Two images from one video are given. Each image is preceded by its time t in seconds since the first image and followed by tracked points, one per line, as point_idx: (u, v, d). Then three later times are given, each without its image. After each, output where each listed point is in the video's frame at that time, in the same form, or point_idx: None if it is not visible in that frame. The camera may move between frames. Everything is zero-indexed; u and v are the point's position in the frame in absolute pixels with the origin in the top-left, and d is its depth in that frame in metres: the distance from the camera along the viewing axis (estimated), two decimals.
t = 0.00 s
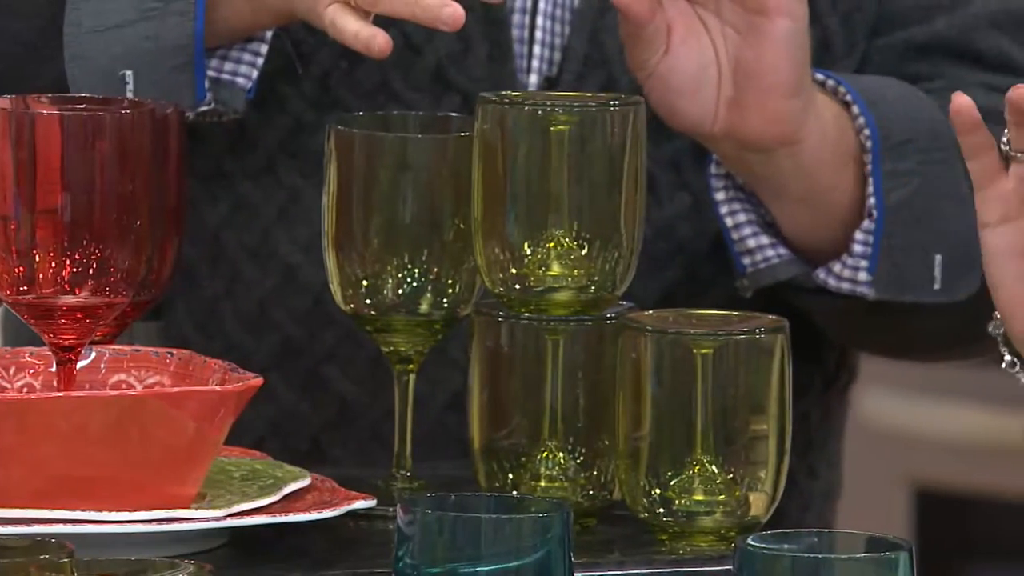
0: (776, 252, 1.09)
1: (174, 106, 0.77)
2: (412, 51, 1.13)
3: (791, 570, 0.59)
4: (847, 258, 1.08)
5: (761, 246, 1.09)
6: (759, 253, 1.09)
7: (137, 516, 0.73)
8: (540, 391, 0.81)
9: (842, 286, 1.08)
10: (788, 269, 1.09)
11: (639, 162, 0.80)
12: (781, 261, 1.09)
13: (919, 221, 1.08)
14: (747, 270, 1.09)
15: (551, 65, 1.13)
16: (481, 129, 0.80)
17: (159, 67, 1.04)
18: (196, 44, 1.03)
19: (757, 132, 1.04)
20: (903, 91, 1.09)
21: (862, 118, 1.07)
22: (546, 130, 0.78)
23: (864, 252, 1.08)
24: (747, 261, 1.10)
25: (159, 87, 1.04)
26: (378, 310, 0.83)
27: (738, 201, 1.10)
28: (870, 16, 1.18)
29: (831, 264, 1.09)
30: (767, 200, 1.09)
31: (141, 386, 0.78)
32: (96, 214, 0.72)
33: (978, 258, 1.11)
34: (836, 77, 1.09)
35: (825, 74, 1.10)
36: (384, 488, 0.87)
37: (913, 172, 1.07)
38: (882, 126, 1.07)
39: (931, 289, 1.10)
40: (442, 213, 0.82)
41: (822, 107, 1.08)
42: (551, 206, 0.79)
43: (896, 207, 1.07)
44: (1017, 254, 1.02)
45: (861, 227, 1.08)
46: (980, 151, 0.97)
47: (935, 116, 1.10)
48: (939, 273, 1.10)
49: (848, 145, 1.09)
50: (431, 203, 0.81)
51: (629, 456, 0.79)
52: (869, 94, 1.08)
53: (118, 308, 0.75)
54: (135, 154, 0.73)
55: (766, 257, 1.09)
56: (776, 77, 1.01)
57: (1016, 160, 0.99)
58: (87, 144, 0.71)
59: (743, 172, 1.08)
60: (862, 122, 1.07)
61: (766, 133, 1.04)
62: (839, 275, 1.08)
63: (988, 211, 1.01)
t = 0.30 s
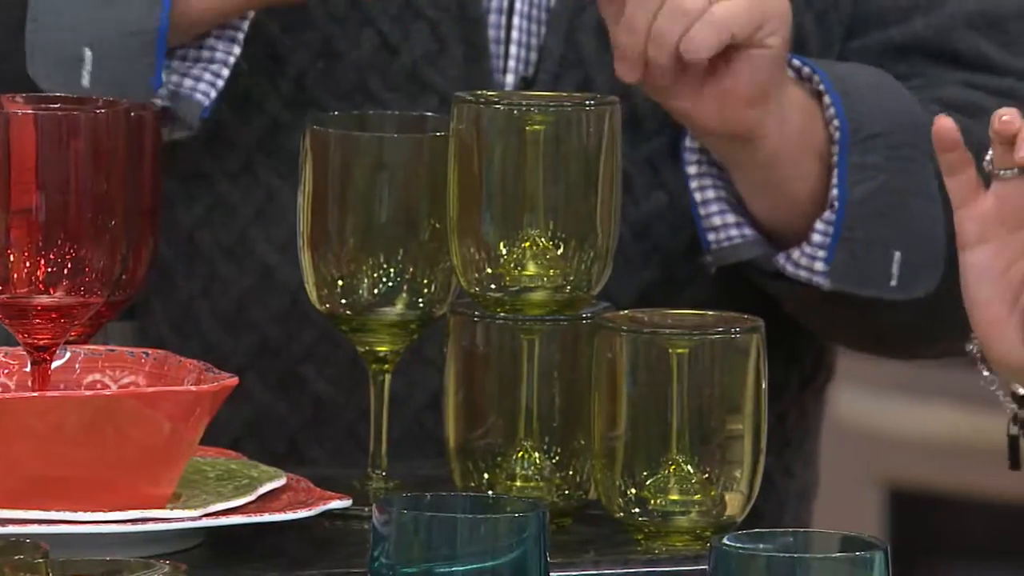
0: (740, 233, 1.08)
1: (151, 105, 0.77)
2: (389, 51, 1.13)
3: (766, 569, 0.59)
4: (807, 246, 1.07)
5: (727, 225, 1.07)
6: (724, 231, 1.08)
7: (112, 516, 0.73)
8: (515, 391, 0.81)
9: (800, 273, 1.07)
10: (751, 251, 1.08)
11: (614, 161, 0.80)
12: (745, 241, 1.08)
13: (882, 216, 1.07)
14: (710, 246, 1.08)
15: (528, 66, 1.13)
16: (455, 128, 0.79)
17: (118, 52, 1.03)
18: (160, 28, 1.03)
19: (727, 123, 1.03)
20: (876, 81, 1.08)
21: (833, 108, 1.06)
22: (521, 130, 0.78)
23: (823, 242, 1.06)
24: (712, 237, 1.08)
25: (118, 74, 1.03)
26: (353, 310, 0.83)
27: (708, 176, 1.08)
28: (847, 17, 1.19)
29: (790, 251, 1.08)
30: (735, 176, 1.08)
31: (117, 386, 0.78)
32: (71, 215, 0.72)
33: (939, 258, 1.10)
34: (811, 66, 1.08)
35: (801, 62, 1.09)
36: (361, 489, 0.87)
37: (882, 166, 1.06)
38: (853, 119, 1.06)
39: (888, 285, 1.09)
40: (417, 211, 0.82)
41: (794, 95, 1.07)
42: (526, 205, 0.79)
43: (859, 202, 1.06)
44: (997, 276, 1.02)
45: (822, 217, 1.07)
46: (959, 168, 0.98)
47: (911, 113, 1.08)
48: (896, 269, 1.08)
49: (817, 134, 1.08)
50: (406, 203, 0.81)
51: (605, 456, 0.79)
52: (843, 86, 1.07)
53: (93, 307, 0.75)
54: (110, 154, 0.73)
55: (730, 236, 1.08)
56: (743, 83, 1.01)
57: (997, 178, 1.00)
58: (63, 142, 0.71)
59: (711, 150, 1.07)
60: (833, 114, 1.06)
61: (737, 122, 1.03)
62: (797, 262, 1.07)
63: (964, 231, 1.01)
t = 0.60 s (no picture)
0: (695, 235, 1.09)
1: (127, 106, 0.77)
2: (362, 52, 1.13)
3: (740, 569, 0.59)
4: (758, 246, 1.07)
5: (682, 225, 1.09)
6: (679, 232, 1.08)
7: (86, 516, 0.73)
8: (490, 391, 0.81)
9: (753, 274, 1.07)
10: (706, 252, 1.08)
11: (588, 162, 0.80)
12: (699, 242, 1.08)
13: (832, 215, 1.07)
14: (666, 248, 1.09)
15: (504, 65, 1.13)
16: (428, 128, 0.79)
17: (95, 43, 1.03)
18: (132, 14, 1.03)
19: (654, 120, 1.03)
20: (836, 85, 1.09)
21: (781, 109, 1.06)
22: (495, 130, 0.78)
23: (773, 242, 1.07)
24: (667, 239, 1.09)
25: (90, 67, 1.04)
26: (327, 310, 0.83)
27: (666, 178, 1.09)
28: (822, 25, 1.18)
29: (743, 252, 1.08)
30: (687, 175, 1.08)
31: (91, 386, 0.78)
32: (43, 215, 0.72)
33: (893, 259, 1.10)
34: (763, 64, 1.08)
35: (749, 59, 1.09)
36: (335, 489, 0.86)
37: (831, 165, 1.07)
38: (801, 118, 1.07)
39: (840, 284, 1.09)
40: (391, 211, 0.82)
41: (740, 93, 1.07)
42: (500, 205, 0.79)
43: (809, 200, 1.07)
44: (946, 280, 0.96)
45: (772, 217, 1.07)
46: (908, 172, 0.93)
47: (860, 115, 1.09)
48: (850, 269, 1.09)
49: (765, 133, 1.08)
50: (379, 202, 0.81)
51: (580, 455, 0.79)
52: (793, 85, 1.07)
53: (66, 308, 0.75)
54: (82, 154, 0.72)
55: (685, 237, 1.08)
56: (676, 68, 1.00)
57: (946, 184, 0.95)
58: (34, 141, 0.71)
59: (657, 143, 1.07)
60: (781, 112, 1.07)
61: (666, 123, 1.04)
62: (750, 263, 1.07)
63: (912, 236, 0.96)
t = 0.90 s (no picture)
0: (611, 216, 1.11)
1: (97, 106, 0.77)
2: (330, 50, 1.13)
3: (716, 569, 0.58)
4: (648, 237, 1.09)
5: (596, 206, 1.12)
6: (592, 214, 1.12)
7: (58, 517, 0.72)
8: (464, 390, 0.80)
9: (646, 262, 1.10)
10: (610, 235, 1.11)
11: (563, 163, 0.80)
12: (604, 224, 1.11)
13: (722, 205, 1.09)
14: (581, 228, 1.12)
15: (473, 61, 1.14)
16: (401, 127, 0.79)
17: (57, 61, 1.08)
18: (111, 43, 1.08)
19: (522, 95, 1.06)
20: (741, 78, 1.09)
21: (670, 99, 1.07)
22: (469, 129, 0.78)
23: (661, 232, 1.09)
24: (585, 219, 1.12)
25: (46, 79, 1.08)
26: (301, 310, 0.83)
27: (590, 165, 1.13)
28: (797, 27, 1.17)
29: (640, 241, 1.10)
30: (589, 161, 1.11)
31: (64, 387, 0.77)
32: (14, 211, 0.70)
33: (790, 254, 1.12)
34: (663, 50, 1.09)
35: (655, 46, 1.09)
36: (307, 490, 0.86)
37: (722, 156, 1.08)
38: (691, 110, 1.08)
39: (732, 276, 1.12)
40: (365, 211, 0.81)
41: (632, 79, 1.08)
42: (475, 204, 0.79)
43: (695, 192, 1.08)
44: (897, 260, 1.01)
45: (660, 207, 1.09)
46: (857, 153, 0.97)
47: (763, 103, 1.10)
48: (741, 260, 1.11)
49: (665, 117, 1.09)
50: (354, 202, 0.81)
51: (554, 455, 0.79)
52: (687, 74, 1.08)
53: (38, 307, 0.73)
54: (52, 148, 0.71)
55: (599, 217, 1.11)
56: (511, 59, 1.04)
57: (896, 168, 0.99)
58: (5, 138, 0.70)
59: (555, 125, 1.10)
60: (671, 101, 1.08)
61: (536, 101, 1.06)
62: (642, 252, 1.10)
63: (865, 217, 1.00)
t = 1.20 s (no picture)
0: (616, 231, 1.14)
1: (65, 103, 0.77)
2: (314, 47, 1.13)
3: (693, 569, 0.58)
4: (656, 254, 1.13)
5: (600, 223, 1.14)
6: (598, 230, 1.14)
7: (34, 517, 0.72)
8: (441, 391, 0.80)
9: (656, 279, 1.14)
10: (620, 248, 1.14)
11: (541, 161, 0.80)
12: (615, 238, 1.14)
13: (730, 219, 1.13)
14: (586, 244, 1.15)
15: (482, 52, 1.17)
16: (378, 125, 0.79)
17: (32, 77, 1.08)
18: (88, 62, 1.08)
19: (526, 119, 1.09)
20: (741, 89, 1.14)
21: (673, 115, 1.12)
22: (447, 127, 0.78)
23: (670, 250, 1.12)
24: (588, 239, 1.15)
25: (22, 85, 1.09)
26: (277, 310, 0.82)
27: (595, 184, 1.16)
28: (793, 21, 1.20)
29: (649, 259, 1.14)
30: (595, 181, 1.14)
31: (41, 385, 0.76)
32: None
33: (797, 267, 1.15)
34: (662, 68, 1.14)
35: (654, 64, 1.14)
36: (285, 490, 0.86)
37: (729, 172, 1.13)
38: (693, 125, 1.12)
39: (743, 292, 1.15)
40: (341, 211, 0.81)
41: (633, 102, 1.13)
42: (452, 203, 0.78)
43: (701, 207, 1.12)
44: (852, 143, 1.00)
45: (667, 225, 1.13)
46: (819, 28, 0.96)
47: (766, 117, 1.14)
48: (750, 276, 1.15)
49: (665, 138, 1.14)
50: (330, 201, 0.81)
51: (532, 455, 0.79)
52: (689, 89, 1.12)
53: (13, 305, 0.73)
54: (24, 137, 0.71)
55: (605, 232, 1.14)
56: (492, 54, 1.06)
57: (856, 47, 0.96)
58: None
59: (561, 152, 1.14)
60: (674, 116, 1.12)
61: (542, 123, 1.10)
62: (653, 269, 1.14)
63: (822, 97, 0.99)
